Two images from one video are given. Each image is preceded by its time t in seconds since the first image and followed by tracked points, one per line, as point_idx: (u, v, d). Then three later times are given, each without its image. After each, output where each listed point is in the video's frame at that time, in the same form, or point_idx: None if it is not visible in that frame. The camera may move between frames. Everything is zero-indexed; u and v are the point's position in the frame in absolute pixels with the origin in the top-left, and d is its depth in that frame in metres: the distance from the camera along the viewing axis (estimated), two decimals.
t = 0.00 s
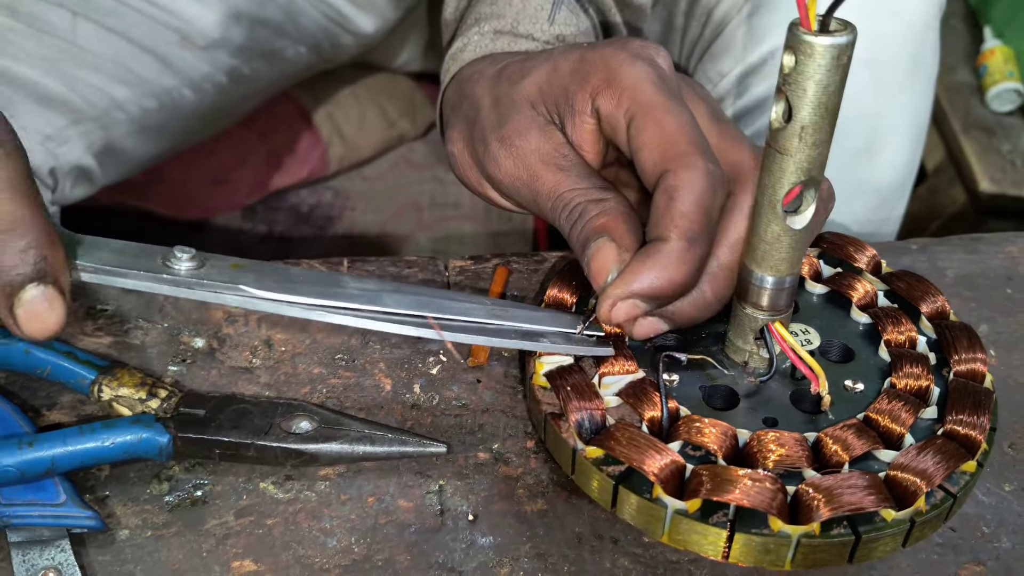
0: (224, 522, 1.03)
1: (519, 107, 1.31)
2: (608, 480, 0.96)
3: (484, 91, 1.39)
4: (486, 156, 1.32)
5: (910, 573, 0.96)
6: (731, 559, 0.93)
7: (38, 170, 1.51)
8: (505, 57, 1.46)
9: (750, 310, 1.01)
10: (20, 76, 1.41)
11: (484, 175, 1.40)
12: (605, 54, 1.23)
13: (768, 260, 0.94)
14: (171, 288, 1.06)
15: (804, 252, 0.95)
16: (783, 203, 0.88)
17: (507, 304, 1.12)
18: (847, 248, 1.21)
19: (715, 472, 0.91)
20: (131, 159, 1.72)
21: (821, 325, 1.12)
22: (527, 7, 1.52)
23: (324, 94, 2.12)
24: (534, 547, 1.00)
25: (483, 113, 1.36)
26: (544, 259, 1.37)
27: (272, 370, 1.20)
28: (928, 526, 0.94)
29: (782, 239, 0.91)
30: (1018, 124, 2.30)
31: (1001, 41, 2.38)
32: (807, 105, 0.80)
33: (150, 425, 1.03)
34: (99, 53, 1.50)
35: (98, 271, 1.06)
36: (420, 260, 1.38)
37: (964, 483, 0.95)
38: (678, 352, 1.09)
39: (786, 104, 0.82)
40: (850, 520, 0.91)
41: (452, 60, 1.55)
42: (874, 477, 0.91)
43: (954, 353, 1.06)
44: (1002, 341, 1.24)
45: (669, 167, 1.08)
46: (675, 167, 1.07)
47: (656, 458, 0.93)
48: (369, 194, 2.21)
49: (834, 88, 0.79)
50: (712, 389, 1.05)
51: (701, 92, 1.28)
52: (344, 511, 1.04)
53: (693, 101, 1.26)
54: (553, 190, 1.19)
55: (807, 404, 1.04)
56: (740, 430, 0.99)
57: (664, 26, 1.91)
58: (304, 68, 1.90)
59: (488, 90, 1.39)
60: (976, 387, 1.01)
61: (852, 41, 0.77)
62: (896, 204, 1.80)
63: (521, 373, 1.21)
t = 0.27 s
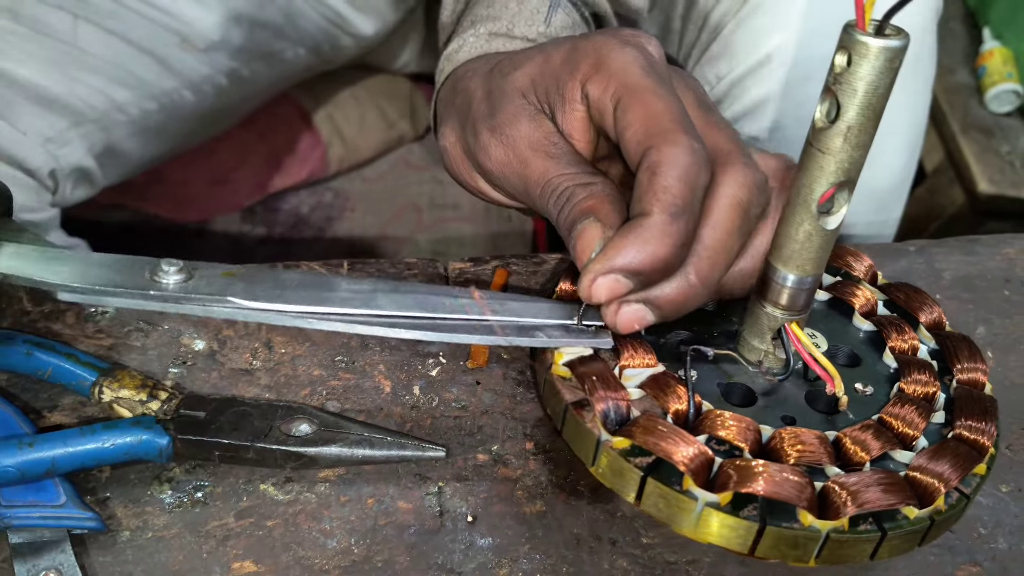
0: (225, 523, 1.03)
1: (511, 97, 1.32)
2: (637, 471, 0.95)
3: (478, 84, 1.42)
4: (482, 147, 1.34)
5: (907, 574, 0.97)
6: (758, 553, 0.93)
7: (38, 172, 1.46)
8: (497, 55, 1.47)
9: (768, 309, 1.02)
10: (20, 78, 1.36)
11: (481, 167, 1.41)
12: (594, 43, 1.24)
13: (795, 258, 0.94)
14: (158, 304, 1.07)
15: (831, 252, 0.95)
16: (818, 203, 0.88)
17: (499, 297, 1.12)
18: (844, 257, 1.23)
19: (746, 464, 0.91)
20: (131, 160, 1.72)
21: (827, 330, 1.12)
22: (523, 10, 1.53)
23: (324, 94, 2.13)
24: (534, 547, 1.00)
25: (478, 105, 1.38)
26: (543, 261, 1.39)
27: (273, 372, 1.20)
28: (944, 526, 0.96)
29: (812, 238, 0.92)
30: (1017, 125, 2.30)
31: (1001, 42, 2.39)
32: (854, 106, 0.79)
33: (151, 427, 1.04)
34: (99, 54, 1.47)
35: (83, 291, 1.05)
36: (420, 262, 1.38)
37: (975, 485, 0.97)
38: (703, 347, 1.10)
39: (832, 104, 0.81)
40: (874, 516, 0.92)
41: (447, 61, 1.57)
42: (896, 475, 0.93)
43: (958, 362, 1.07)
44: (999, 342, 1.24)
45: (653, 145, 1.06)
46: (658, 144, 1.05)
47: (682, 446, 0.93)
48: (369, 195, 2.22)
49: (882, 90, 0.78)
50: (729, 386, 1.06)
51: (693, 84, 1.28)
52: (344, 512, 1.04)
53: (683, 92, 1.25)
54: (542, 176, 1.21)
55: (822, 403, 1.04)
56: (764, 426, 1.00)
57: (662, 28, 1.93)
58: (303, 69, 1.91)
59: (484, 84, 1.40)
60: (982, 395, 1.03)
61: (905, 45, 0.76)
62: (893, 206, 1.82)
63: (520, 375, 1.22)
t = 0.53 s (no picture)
0: (225, 523, 1.03)
1: (526, 94, 1.32)
2: (640, 472, 0.96)
3: (491, 82, 1.41)
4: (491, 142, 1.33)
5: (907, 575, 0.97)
6: (761, 553, 0.94)
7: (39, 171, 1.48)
8: (509, 54, 1.48)
9: (772, 310, 1.01)
10: (20, 78, 1.37)
11: (490, 165, 1.41)
12: (611, 41, 1.25)
13: (798, 259, 0.94)
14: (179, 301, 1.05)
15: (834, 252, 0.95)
16: (820, 203, 0.88)
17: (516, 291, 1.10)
18: (842, 258, 1.22)
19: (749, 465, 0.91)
20: (130, 160, 1.72)
21: (827, 331, 1.12)
22: (531, 8, 1.52)
23: (324, 94, 2.14)
24: (534, 548, 1.01)
25: (490, 101, 1.38)
26: (543, 262, 1.40)
27: (273, 372, 1.20)
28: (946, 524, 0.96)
29: (814, 238, 0.91)
30: (1017, 126, 2.30)
31: (1001, 43, 2.39)
32: (858, 107, 0.79)
33: (153, 427, 1.04)
34: (97, 54, 1.47)
35: (105, 288, 1.02)
36: (420, 262, 1.38)
37: (977, 484, 0.97)
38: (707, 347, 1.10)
39: (835, 104, 0.81)
40: (878, 516, 0.93)
41: (455, 60, 1.56)
42: (899, 476, 0.93)
43: (958, 362, 1.07)
44: (999, 343, 1.24)
45: (668, 145, 1.07)
46: (675, 144, 1.07)
47: (686, 448, 0.93)
48: (370, 196, 2.21)
49: (886, 91, 0.78)
50: (732, 386, 1.06)
51: (706, 85, 1.29)
52: (344, 512, 1.04)
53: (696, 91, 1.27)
54: (556, 174, 1.19)
55: (824, 404, 1.04)
56: (767, 426, 1.00)
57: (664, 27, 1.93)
58: (304, 70, 1.91)
59: (496, 82, 1.40)
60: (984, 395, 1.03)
61: (909, 45, 0.75)
62: (892, 206, 1.82)
63: (521, 377, 1.22)
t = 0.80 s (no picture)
0: (224, 522, 1.03)
1: (529, 108, 1.33)
2: (636, 473, 0.96)
3: (498, 97, 1.42)
4: (491, 155, 1.32)
5: (905, 574, 0.97)
6: (756, 553, 0.94)
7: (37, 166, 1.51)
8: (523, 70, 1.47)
9: (767, 309, 1.01)
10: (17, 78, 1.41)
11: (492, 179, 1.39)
12: (616, 48, 1.26)
13: (794, 258, 0.94)
14: (190, 297, 1.03)
15: (830, 250, 0.95)
16: (815, 201, 0.88)
17: (525, 292, 1.07)
18: (842, 256, 1.22)
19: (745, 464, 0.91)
20: (127, 160, 1.73)
21: (826, 329, 1.12)
22: (542, 25, 1.53)
23: (323, 94, 2.13)
24: (533, 547, 1.00)
25: (491, 116, 1.38)
26: (542, 262, 1.40)
27: (272, 371, 1.20)
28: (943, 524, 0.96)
29: (809, 238, 0.91)
30: (1016, 126, 2.30)
31: (999, 43, 2.39)
32: (850, 106, 0.79)
33: (151, 426, 1.04)
34: (92, 52, 1.51)
35: (119, 283, 1.01)
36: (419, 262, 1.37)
37: (974, 483, 0.97)
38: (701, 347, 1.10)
39: (829, 103, 0.81)
40: (873, 516, 0.93)
41: (469, 78, 1.54)
42: (896, 475, 0.92)
43: (956, 361, 1.07)
44: (998, 342, 1.24)
45: (679, 136, 1.08)
46: (682, 138, 1.08)
47: (681, 449, 0.92)
48: (369, 195, 2.21)
49: (880, 90, 0.78)
50: (728, 387, 1.05)
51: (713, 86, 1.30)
52: (343, 511, 1.04)
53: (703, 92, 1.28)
54: (539, 189, 1.22)
55: (820, 404, 1.04)
56: (762, 427, 1.00)
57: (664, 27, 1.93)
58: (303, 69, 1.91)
59: (501, 95, 1.41)
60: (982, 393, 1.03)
61: (902, 44, 0.75)
62: (896, 204, 1.82)
63: (519, 376, 1.22)
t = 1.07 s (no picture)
0: (223, 520, 1.03)
1: (516, 120, 1.36)
2: (606, 485, 0.97)
3: (488, 106, 1.44)
4: (484, 167, 1.35)
5: (904, 573, 0.97)
6: (731, 561, 0.94)
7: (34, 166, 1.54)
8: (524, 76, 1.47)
9: (744, 313, 0.99)
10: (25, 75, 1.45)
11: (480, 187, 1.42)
12: (605, 53, 1.29)
13: (761, 262, 0.92)
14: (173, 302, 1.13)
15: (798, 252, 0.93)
16: (773, 206, 0.87)
17: (497, 305, 1.10)
18: (840, 248, 1.21)
19: (713, 475, 0.91)
20: (127, 157, 1.73)
21: (817, 324, 1.12)
22: (541, 29, 1.53)
23: (323, 93, 2.13)
24: (532, 546, 1.00)
25: (483, 127, 1.41)
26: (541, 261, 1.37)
27: (271, 370, 1.20)
28: (925, 524, 0.95)
29: (774, 242, 0.90)
30: (1014, 126, 2.31)
31: (998, 43, 2.38)
32: (794, 110, 0.78)
33: (150, 424, 1.04)
34: (90, 49, 1.54)
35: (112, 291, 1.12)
36: (418, 261, 1.37)
37: (959, 480, 0.96)
38: (673, 356, 1.09)
39: (773, 109, 0.80)
40: (847, 520, 0.92)
41: (469, 83, 1.55)
42: (871, 477, 0.92)
43: (948, 350, 1.05)
44: (997, 342, 1.24)
45: (671, 139, 1.15)
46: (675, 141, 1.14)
47: (652, 463, 0.94)
48: (369, 194, 2.19)
49: (820, 92, 0.77)
50: (707, 392, 1.06)
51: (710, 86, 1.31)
52: (342, 510, 1.04)
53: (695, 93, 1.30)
54: (518, 204, 1.27)
55: (802, 404, 1.04)
56: (737, 432, 1.00)
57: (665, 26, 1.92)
58: (303, 68, 1.90)
59: (492, 105, 1.44)
60: (971, 384, 1.01)
61: (838, 44, 0.75)
62: (898, 203, 1.82)
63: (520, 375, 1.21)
